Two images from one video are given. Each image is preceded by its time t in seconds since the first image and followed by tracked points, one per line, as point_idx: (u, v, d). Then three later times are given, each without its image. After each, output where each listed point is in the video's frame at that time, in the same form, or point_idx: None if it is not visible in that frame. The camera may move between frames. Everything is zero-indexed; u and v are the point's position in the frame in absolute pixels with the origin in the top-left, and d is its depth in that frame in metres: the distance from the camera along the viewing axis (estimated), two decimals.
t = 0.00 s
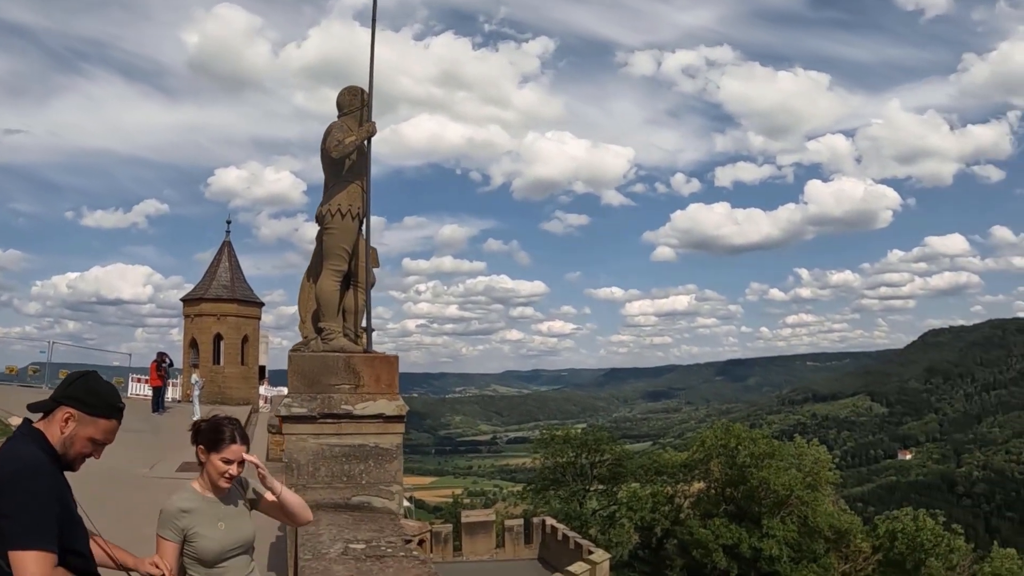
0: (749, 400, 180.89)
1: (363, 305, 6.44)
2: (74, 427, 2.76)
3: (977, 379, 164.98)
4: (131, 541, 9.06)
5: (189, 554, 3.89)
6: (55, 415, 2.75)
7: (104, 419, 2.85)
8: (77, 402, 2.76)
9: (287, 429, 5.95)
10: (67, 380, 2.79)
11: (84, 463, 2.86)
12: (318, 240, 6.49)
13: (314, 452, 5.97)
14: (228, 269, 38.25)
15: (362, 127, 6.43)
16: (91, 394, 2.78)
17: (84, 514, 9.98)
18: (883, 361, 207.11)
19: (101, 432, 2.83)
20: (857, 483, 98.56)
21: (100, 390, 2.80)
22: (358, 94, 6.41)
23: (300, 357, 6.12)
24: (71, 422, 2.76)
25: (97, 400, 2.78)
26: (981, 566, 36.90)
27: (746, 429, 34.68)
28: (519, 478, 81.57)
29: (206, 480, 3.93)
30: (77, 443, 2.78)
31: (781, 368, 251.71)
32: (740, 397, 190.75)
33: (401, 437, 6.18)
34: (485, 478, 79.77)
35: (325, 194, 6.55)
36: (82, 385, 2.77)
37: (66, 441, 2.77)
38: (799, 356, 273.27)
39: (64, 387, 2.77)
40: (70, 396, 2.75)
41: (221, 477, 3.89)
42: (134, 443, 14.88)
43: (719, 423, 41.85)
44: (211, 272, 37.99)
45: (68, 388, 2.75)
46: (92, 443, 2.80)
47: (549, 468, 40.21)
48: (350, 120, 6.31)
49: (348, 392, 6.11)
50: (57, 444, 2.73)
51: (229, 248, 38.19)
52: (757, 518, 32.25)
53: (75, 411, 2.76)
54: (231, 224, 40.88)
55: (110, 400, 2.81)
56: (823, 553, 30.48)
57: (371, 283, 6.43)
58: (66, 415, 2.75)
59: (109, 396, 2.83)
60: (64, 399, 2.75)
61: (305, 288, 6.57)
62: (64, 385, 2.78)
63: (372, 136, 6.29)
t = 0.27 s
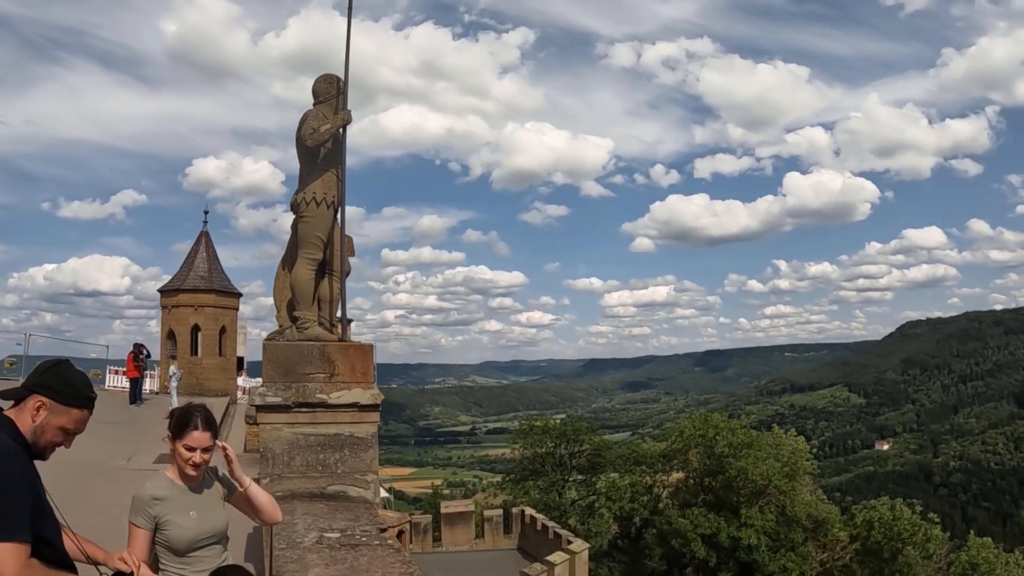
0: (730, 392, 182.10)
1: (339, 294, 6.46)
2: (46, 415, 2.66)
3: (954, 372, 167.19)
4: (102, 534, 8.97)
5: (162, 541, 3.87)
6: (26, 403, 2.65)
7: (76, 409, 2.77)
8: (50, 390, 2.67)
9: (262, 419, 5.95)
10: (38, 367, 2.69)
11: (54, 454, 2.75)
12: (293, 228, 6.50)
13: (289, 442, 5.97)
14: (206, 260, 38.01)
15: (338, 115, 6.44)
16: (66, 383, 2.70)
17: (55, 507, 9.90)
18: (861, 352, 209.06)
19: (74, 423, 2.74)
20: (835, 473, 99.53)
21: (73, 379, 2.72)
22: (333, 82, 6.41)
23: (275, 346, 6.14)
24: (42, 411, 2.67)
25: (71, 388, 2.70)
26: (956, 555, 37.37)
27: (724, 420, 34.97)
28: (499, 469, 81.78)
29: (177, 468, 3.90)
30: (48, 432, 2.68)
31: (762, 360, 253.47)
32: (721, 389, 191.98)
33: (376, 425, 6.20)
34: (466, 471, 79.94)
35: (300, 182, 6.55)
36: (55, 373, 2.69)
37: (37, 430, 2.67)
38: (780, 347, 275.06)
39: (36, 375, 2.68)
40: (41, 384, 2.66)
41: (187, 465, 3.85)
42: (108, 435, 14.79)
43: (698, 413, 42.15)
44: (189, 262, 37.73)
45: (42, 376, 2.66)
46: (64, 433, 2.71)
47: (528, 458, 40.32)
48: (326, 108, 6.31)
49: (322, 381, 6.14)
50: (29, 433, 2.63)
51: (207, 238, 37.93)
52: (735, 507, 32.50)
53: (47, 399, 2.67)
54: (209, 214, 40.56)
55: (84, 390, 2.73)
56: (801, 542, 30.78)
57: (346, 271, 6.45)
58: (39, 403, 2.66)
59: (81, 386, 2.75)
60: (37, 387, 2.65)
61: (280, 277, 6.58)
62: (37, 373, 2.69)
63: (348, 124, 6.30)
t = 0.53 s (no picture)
0: (710, 384, 183.17)
1: (317, 283, 6.46)
2: (22, 402, 2.61)
3: (931, 364, 169.14)
4: (73, 529, 8.86)
5: (138, 531, 3.85)
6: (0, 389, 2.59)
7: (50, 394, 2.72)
8: (24, 376, 2.62)
9: (240, 410, 5.95)
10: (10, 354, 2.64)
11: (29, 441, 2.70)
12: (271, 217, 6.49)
13: (268, 432, 5.97)
14: (184, 252, 37.73)
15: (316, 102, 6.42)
16: (42, 367, 2.65)
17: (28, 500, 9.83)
18: (840, 345, 210.93)
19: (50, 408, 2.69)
20: (814, 464, 100.50)
21: (47, 364, 2.68)
22: (312, 70, 6.39)
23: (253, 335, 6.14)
24: (17, 398, 2.61)
25: (47, 374, 2.66)
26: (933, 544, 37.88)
27: (703, 411, 35.24)
28: (479, 462, 81.91)
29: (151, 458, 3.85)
30: (25, 418, 2.63)
31: (743, 353, 255.11)
32: (702, 381, 193.05)
33: (355, 415, 6.21)
34: (446, 463, 79.91)
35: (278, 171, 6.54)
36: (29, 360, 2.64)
37: (11, 417, 2.62)
38: (761, 340, 276.98)
39: (9, 360, 2.62)
40: (15, 370, 2.61)
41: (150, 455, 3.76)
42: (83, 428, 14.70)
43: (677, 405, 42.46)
44: (167, 254, 37.44)
45: (16, 362, 2.61)
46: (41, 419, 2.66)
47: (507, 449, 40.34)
48: (304, 95, 6.30)
49: (301, 371, 6.15)
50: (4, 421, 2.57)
51: (185, 229, 37.61)
52: (715, 498, 32.85)
53: (22, 385, 2.61)
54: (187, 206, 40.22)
55: (59, 375, 2.69)
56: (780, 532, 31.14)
57: (324, 260, 6.44)
58: (14, 390, 2.60)
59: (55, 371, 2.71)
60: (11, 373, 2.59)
61: (258, 266, 6.57)
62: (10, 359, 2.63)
63: (327, 111, 6.28)
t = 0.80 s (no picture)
0: (690, 378, 184.19)
1: (297, 273, 6.46)
2: None
3: (908, 358, 171.16)
4: (44, 524, 8.73)
5: (116, 522, 3.83)
6: None
7: (17, 373, 2.69)
8: None
9: (218, 401, 5.94)
10: None
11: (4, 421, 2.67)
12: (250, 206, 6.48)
13: (247, 424, 5.97)
14: (162, 243, 37.41)
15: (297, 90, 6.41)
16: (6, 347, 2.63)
17: None
18: (819, 339, 212.85)
19: (18, 386, 2.67)
20: (791, 456, 101.45)
21: (11, 342, 2.65)
22: (292, 57, 6.38)
23: (231, 326, 6.12)
24: None
25: (8, 352, 2.63)
26: (909, 535, 38.40)
27: (682, 403, 35.56)
28: (458, 454, 82.05)
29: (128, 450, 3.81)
30: None
31: (723, 346, 256.82)
32: (681, 374, 194.17)
33: (335, 405, 6.22)
34: (424, 456, 79.92)
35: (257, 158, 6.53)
36: None
37: None
38: (741, 334, 278.87)
39: None
40: None
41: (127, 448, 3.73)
42: (57, 422, 14.54)
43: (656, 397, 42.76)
44: (145, 245, 37.09)
45: None
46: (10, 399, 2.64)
47: (486, 441, 40.37)
48: (284, 83, 6.28)
49: (281, 360, 6.14)
50: None
51: (163, 220, 37.26)
52: (694, 489, 33.19)
53: None
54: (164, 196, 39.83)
55: (22, 352, 2.66)
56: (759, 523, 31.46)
57: (303, 250, 6.44)
58: None
59: (19, 350, 2.68)
60: None
61: (237, 256, 6.55)
62: None
63: (307, 100, 6.27)
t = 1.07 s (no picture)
0: (671, 371, 185.24)
1: (278, 263, 6.46)
2: None
3: (886, 351, 173.15)
4: (21, 519, 8.65)
5: (96, 517, 3.79)
6: None
7: None
8: None
9: (199, 392, 5.93)
10: None
11: None
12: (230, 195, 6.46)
13: (227, 416, 5.97)
14: (140, 234, 37.10)
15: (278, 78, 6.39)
16: None
17: None
18: (800, 333, 214.67)
19: None
20: (770, 448, 102.36)
21: None
22: (274, 45, 6.36)
23: (211, 317, 6.12)
24: None
25: None
26: (885, 526, 38.91)
27: (662, 396, 35.88)
28: (438, 447, 82.14)
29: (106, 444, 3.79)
30: None
31: (704, 339, 258.37)
32: (662, 366, 195.20)
33: (316, 396, 6.24)
34: (404, 449, 80.01)
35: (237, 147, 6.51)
36: None
37: None
38: (722, 327, 280.66)
39: None
40: None
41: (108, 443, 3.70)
42: (33, 416, 14.43)
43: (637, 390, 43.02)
44: (122, 237, 36.78)
45: None
46: None
47: (466, 434, 40.43)
48: (265, 71, 6.26)
49: (261, 352, 6.14)
50: None
51: (141, 212, 36.96)
52: (673, 481, 33.50)
53: None
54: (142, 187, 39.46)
55: None
56: (737, 514, 31.81)
57: (284, 239, 6.44)
58: None
59: None
60: None
61: (217, 245, 6.54)
62: None
63: (289, 88, 6.26)
